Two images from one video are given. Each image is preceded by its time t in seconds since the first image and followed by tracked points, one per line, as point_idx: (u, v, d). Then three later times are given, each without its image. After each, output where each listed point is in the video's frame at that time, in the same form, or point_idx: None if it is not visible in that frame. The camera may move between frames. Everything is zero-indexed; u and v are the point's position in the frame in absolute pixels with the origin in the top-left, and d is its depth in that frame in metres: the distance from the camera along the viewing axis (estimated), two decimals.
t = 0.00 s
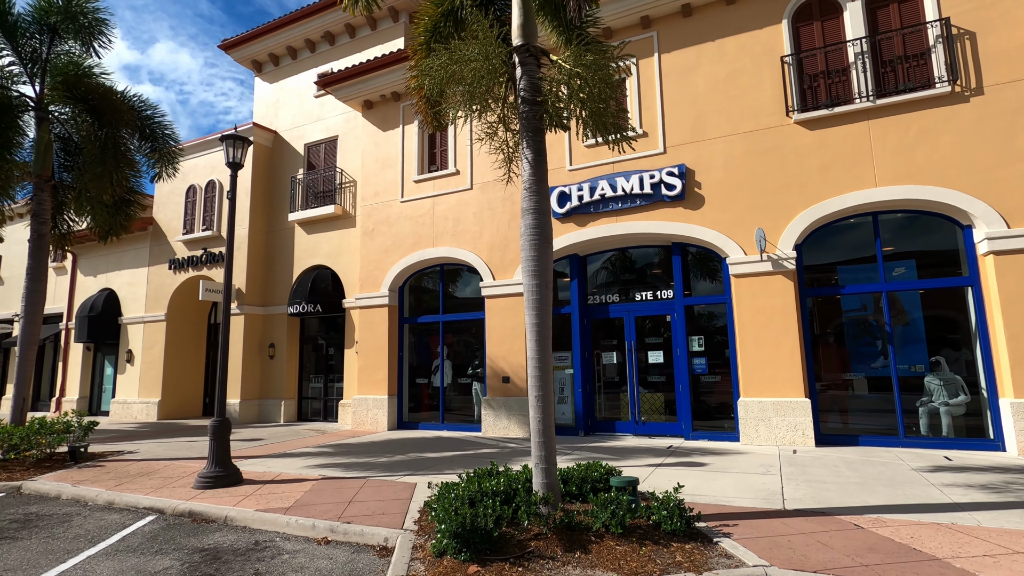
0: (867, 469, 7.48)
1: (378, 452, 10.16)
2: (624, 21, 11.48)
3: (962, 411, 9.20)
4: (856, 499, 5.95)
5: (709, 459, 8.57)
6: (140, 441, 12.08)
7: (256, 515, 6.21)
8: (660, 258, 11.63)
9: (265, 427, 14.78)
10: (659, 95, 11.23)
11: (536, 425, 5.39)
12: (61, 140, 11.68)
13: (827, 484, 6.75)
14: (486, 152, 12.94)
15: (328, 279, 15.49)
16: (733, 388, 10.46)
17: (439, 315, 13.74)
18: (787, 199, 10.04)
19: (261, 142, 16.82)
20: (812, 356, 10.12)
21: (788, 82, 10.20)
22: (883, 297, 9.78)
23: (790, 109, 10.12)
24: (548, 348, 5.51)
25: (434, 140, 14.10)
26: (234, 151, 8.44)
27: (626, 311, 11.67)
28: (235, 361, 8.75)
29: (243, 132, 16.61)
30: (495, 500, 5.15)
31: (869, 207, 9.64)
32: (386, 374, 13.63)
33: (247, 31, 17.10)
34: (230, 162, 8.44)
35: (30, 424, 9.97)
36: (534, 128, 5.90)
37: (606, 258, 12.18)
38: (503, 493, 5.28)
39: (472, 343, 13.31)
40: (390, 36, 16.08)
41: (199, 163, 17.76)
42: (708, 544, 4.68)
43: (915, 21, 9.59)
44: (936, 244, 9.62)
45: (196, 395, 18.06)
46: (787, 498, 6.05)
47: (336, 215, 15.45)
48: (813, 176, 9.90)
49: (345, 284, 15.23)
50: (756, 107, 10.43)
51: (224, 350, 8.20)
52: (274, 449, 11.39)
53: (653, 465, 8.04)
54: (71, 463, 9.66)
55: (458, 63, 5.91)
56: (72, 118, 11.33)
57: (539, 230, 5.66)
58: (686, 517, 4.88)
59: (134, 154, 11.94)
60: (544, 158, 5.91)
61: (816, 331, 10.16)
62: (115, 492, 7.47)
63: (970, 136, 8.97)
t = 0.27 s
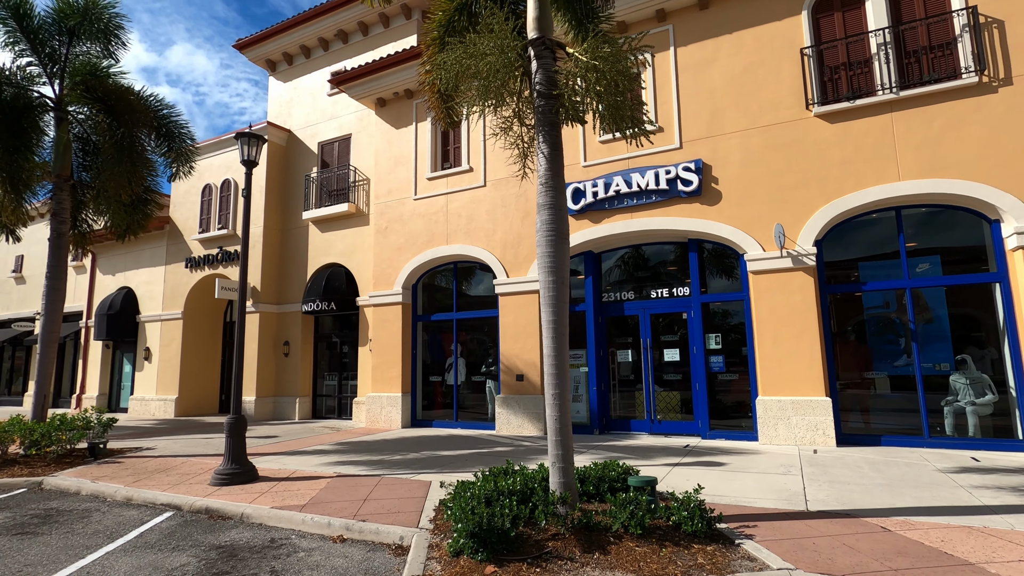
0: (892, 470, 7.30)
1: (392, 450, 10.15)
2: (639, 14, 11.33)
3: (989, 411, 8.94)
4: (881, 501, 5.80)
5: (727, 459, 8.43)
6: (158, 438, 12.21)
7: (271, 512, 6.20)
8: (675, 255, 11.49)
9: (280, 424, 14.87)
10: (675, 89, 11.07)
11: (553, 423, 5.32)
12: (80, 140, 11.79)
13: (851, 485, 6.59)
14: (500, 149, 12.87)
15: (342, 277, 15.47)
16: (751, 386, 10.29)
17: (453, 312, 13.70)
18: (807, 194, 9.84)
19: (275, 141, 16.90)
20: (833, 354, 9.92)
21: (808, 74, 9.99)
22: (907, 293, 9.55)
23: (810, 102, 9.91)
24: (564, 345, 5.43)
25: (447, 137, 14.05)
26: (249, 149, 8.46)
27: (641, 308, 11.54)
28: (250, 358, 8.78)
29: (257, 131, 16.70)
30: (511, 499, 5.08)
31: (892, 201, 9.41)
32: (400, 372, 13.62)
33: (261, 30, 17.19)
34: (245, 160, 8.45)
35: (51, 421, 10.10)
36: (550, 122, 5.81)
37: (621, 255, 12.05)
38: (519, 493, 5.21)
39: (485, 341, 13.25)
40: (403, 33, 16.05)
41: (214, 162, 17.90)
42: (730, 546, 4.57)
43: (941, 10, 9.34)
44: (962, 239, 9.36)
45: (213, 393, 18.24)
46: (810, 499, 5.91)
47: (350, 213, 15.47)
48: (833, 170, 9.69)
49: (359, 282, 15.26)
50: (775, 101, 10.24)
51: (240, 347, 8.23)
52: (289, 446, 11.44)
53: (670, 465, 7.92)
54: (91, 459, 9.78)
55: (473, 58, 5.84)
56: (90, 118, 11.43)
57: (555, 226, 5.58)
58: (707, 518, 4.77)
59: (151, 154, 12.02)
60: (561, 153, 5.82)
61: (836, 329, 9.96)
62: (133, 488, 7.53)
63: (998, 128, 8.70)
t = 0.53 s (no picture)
0: (905, 468, 7.19)
1: (398, 448, 10.08)
2: (646, 8, 11.20)
3: (1002, 408, 8.77)
4: (897, 500, 5.69)
5: (736, 457, 8.33)
6: (163, 436, 12.17)
7: (277, 511, 6.14)
8: (681, 251, 11.38)
9: (285, 422, 14.83)
10: (683, 84, 10.95)
11: (563, 421, 5.25)
12: (83, 137, 11.74)
13: (865, 484, 6.49)
14: (504, 145, 12.76)
15: (346, 274, 15.40)
16: (760, 384, 10.19)
17: (457, 310, 13.62)
18: (817, 189, 9.71)
19: (278, 138, 16.83)
20: (843, 351, 9.80)
21: (817, 67, 9.85)
22: (918, 289, 9.43)
23: (819, 95, 9.78)
24: (574, 340, 5.34)
25: (451, 133, 13.95)
26: (253, 145, 8.38)
27: (648, 305, 11.44)
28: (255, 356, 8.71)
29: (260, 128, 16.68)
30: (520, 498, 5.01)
31: (903, 196, 9.28)
32: (405, 370, 13.55)
33: (264, 27, 17.10)
34: (249, 156, 8.38)
35: (55, 419, 10.06)
36: (559, 115, 5.72)
37: (627, 252, 11.94)
38: (529, 491, 5.13)
39: (491, 339, 13.16)
40: (406, 29, 15.94)
41: (218, 159, 17.85)
42: (745, 547, 4.48)
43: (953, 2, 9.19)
44: (975, 235, 9.22)
45: (217, 391, 18.21)
46: (824, 498, 5.81)
47: (354, 210, 15.40)
48: (844, 164, 9.56)
49: (363, 279, 15.18)
50: (784, 95, 10.11)
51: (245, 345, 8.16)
52: (294, 444, 11.38)
53: (680, 463, 7.83)
54: (95, 457, 9.73)
55: (480, 49, 5.74)
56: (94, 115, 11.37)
57: (564, 220, 5.49)
58: (721, 518, 4.68)
59: (154, 150, 11.96)
60: (570, 147, 5.72)
61: (846, 325, 9.85)
62: (138, 487, 7.48)
63: (1013, 121, 8.55)
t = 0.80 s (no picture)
0: (924, 465, 7.07)
1: (407, 445, 10.02)
2: None
3: (1021, 405, 8.61)
4: (920, 497, 5.59)
5: (750, 453, 8.24)
6: (171, 433, 12.15)
7: (288, 508, 6.08)
8: (691, 247, 11.27)
9: (292, 420, 14.79)
10: (693, 77, 10.82)
11: (579, 417, 5.18)
12: (90, 133, 11.69)
13: (884, 481, 6.38)
14: (513, 140, 12.66)
15: (353, 270, 15.34)
16: (773, 380, 10.08)
17: (465, 306, 13.54)
18: (830, 182, 9.58)
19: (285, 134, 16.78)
20: (857, 347, 9.68)
21: (831, 59, 9.71)
22: (934, 284, 9.29)
23: (833, 88, 9.64)
24: (591, 334, 5.27)
25: (459, 128, 13.86)
26: (261, 139, 8.31)
27: (658, 300, 11.32)
28: (264, 352, 8.66)
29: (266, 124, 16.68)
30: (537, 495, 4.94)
31: (919, 189, 9.14)
32: (413, 366, 13.48)
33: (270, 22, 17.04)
34: (257, 151, 8.30)
35: (64, 416, 10.04)
36: (574, 106, 5.62)
37: (637, 247, 11.83)
38: (545, 488, 5.04)
39: (499, 335, 13.07)
40: (412, 24, 15.84)
41: (224, 156, 17.81)
42: (768, 545, 4.39)
43: None
44: (993, 229, 9.07)
45: (224, 388, 18.20)
46: (844, 495, 5.71)
47: (361, 207, 15.33)
48: (858, 157, 9.43)
49: (370, 276, 15.12)
50: (797, 87, 9.97)
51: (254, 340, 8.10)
52: (302, 441, 11.34)
53: (693, 460, 7.74)
54: (104, 454, 9.70)
55: (493, 39, 5.64)
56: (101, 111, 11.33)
57: (580, 212, 5.40)
58: (742, 515, 4.59)
59: (160, 146, 11.90)
60: (585, 138, 5.63)
61: (861, 321, 9.72)
62: (147, 484, 7.43)
63: None
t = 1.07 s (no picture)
0: (947, 464, 6.97)
1: (420, 443, 9.98)
2: None
3: None
4: (947, 497, 5.50)
5: (768, 452, 8.15)
6: (183, 430, 12.16)
7: (306, 507, 6.04)
8: (705, 244, 11.17)
9: (303, 417, 14.78)
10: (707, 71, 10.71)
11: (603, 415, 5.11)
12: (101, 130, 11.67)
13: (908, 480, 6.29)
14: (524, 136, 12.59)
15: (363, 268, 15.29)
16: (788, 378, 9.98)
17: (476, 304, 13.47)
18: (848, 178, 9.46)
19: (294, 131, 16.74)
20: (875, 345, 9.56)
21: (849, 53, 9.58)
22: (953, 281, 9.17)
23: (851, 82, 9.52)
24: (613, 331, 5.20)
25: (469, 124, 13.78)
26: (274, 136, 8.26)
27: (671, 298, 11.23)
28: (278, 350, 8.63)
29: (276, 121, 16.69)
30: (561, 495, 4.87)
31: (939, 185, 9.02)
32: (423, 364, 13.43)
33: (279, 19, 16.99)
34: (271, 147, 8.25)
35: (78, 413, 10.04)
36: (595, 100, 5.53)
37: (650, 244, 11.73)
38: (568, 488, 4.98)
39: (510, 333, 13.01)
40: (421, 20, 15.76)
41: (232, 153, 17.79)
42: (798, 545, 4.31)
43: None
44: (1014, 224, 8.94)
45: (233, 385, 18.22)
46: (870, 495, 5.63)
47: (370, 204, 15.28)
48: (876, 152, 9.31)
49: (379, 274, 15.08)
50: (813, 81, 9.85)
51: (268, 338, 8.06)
52: (314, 439, 11.31)
53: (711, 459, 7.67)
54: (118, 451, 9.70)
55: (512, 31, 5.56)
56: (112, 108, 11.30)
57: (602, 208, 5.33)
58: (771, 515, 4.51)
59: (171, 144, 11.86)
60: (607, 132, 5.54)
61: (878, 318, 9.61)
62: (163, 482, 7.41)
63: None
